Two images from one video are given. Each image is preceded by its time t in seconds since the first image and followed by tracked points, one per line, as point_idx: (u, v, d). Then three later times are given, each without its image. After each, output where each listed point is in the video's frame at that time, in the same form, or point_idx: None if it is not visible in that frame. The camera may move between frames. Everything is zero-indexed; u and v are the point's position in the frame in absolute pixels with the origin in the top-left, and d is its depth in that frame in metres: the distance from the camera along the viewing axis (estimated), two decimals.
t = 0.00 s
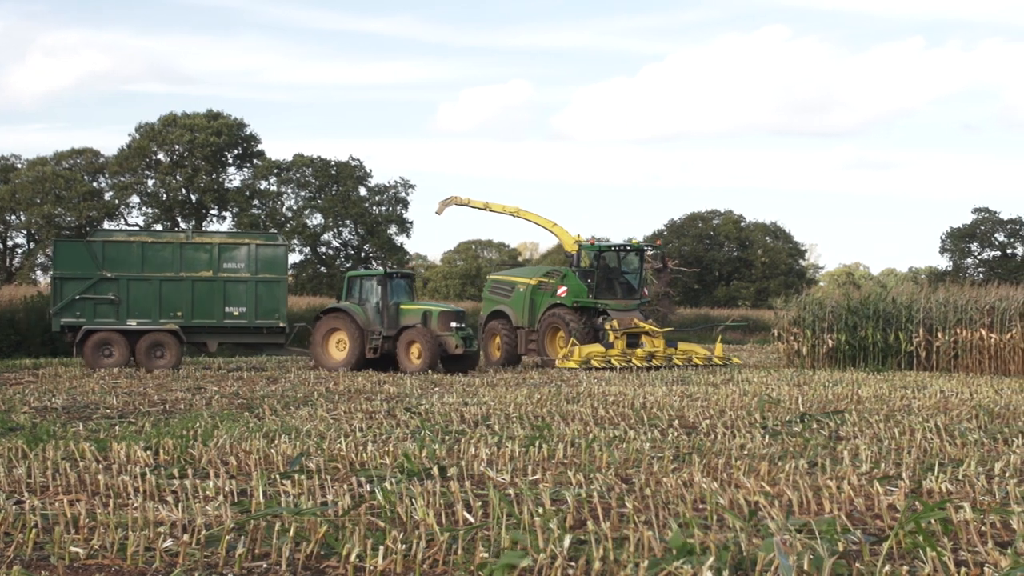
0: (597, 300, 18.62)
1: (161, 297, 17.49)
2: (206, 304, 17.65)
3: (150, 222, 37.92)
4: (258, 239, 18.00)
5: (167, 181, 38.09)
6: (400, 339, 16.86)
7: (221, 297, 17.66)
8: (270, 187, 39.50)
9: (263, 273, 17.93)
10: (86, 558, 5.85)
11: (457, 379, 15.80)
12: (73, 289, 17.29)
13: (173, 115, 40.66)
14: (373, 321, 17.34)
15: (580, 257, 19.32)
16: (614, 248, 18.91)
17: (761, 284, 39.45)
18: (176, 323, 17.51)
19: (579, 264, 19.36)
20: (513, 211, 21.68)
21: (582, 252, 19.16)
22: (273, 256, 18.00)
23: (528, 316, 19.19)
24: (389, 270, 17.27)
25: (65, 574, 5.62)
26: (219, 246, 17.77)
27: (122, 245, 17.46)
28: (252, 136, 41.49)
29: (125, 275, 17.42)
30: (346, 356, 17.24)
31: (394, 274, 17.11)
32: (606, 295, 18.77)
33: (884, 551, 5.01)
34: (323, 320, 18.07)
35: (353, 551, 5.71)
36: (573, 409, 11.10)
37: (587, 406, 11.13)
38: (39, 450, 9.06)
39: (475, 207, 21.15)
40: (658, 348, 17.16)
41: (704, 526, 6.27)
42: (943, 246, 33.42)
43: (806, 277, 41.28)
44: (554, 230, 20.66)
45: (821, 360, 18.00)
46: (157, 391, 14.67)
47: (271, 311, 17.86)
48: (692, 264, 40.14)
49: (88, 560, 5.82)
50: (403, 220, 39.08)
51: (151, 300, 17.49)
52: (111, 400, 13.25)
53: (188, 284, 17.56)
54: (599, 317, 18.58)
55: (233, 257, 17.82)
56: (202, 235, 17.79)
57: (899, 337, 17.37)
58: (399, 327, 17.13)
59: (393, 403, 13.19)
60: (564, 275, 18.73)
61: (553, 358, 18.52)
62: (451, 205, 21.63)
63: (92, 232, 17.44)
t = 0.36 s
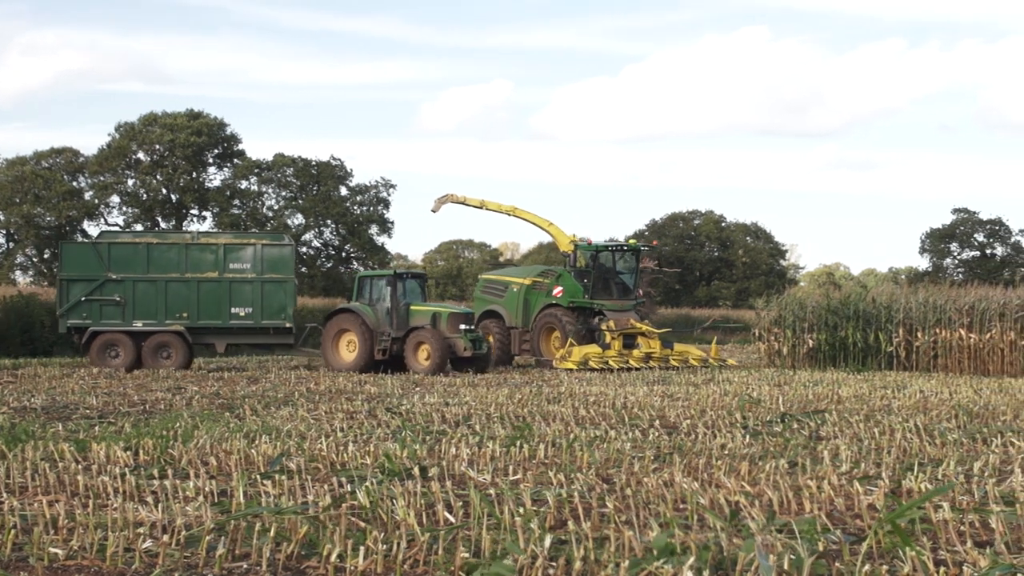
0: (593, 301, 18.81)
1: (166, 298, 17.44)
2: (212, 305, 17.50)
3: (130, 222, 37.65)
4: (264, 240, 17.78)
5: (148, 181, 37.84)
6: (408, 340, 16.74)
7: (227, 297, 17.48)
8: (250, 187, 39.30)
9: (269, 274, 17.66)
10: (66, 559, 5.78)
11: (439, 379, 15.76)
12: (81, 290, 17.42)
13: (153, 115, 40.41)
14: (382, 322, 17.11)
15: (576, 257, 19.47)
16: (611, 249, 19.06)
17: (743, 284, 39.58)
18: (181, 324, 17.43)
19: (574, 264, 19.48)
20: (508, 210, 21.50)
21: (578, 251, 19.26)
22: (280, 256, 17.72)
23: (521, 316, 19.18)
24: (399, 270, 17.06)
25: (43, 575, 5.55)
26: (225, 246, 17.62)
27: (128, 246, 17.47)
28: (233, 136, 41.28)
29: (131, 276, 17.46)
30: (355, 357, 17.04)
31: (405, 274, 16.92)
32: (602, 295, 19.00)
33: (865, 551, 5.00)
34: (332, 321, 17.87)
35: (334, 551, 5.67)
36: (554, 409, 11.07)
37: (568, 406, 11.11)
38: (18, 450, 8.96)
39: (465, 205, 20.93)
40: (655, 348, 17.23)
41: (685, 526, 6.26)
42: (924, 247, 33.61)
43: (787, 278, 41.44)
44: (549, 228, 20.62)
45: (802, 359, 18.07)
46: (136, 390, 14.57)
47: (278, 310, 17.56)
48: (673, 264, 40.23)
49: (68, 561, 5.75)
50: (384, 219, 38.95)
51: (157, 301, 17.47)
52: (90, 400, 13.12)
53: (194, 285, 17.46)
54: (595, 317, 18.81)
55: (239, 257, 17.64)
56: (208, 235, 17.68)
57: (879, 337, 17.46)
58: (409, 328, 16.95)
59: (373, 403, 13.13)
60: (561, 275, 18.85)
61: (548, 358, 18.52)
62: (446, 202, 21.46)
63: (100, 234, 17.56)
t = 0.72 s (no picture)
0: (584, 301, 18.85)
1: (168, 298, 17.34)
2: (214, 305, 17.37)
3: (105, 222, 37.29)
4: (266, 240, 17.60)
5: (123, 180, 37.50)
6: (414, 341, 16.61)
7: (229, 297, 17.34)
8: (227, 186, 39.03)
9: (271, 274, 17.48)
10: (40, 560, 5.70)
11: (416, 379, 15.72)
12: (83, 291, 17.35)
13: (128, 115, 40.07)
14: (387, 323, 16.97)
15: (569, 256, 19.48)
16: (604, 249, 19.03)
17: (719, 284, 39.72)
18: (183, 325, 17.32)
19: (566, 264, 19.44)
20: (503, 209, 21.49)
21: (570, 251, 19.26)
22: (282, 256, 17.52)
23: (511, 316, 19.13)
24: (403, 271, 16.97)
25: None
26: (227, 246, 17.47)
27: (130, 246, 17.36)
28: (209, 136, 40.98)
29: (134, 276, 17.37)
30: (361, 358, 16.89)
31: (408, 274, 16.84)
32: (594, 296, 18.98)
33: (840, 550, 5.01)
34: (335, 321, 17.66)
35: (310, 552, 5.62)
36: (530, 409, 11.05)
37: (544, 406, 11.10)
38: None
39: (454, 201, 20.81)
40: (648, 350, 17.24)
41: (662, 526, 6.25)
42: (899, 247, 33.85)
43: (763, 278, 41.64)
44: (541, 228, 20.59)
45: (778, 360, 18.15)
46: (111, 390, 14.45)
47: (280, 310, 17.39)
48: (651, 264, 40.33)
49: (42, 562, 5.66)
50: (361, 219, 38.80)
51: (160, 301, 17.37)
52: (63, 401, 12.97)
53: (195, 286, 17.33)
54: (587, 318, 18.83)
55: (240, 257, 17.47)
56: (210, 235, 17.52)
57: (854, 337, 17.56)
58: (414, 329, 16.81)
59: (349, 403, 13.07)
60: (552, 276, 18.75)
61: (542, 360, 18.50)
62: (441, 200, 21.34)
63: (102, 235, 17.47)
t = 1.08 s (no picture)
0: (582, 302, 18.97)
1: (177, 299, 17.35)
2: (222, 306, 17.28)
3: (86, 222, 37.03)
4: (274, 240, 17.39)
5: (104, 180, 37.25)
6: (429, 343, 16.54)
7: (236, 298, 17.22)
8: (208, 186, 38.84)
9: (279, 274, 17.27)
10: (20, 561, 5.64)
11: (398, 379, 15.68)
12: (94, 292, 17.53)
13: (109, 114, 39.81)
14: (400, 324, 16.84)
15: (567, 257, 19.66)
16: (602, 250, 19.22)
17: (702, 284, 39.81)
18: (192, 326, 17.31)
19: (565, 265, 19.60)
20: (503, 207, 21.45)
21: (568, 252, 19.45)
22: (290, 256, 17.29)
23: (507, 316, 19.06)
24: (417, 271, 16.86)
25: None
26: (235, 247, 17.34)
27: (140, 247, 17.43)
28: (190, 136, 40.78)
29: (143, 277, 17.43)
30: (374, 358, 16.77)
31: (422, 275, 16.74)
32: (592, 296, 19.20)
33: (822, 549, 5.00)
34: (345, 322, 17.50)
35: (292, 552, 5.58)
36: (513, 409, 11.04)
37: (526, 406, 11.08)
38: None
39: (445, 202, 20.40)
40: (647, 352, 17.18)
41: (644, 526, 6.25)
42: (880, 247, 34.03)
43: (745, 278, 41.77)
44: (541, 228, 20.50)
45: (760, 360, 18.20)
46: (93, 391, 14.35)
47: (287, 311, 17.18)
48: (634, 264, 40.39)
49: (22, 563, 5.60)
50: (344, 219, 38.68)
51: (168, 302, 17.40)
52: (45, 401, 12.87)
53: (204, 286, 17.28)
54: (585, 318, 18.88)
55: (248, 258, 17.32)
56: (219, 235, 17.43)
57: (836, 337, 17.62)
58: (428, 330, 16.72)
59: (332, 403, 13.03)
60: (551, 276, 18.82)
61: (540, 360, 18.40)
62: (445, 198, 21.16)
63: (113, 235, 17.57)
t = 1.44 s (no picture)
0: (583, 302, 18.99)
1: (189, 300, 17.24)
2: (233, 307, 17.14)
3: (69, 222, 36.76)
4: (285, 240, 17.22)
5: (86, 180, 36.98)
6: (443, 343, 16.41)
7: (247, 299, 17.07)
8: (191, 186, 38.64)
9: (289, 275, 17.08)
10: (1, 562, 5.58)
11: (382, 380, 15.63)
12: (108, 292, 17.48)
13: (92, 114, 39.55)
14: (415, 324, 16.73)
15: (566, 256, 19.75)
16: (602, 250, 19.27)
17: (685, 284, 39.88)
18: (204, 327, 17.18)
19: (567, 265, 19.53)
20: (507, 207, 21.30)
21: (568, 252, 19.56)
22: (301, 256, 17.09)
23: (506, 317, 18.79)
24: (432, 271, 16.72)
25: None
26: (247, 248, 17.20)
27: (154, 248, 17.37)
28: (173, 136, 40.56)
29: (156, 277, 17.37)
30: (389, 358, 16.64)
31: (437, 274, 16.61)
32: (593, 297, 19.30)
33: (805, 549, 5.01)
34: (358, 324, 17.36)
35: (275, 552, 5.54)
36: (496, 410, 11.01)
37: (510, 406, 11.06)
38: None
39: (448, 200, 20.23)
40: (649, 352, 17.16)
41: (627, 526, 6.24)
42: (863, 247, 34.18)
43: (728, 278, 41.88)
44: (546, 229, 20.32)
45: (743, 359, 18.20)
46: (76, 391, 14.23)
47: (298, 312, 16.98)
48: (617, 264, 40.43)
49: (3, 565, 5.54)
50: (327, 219, 38.56)
51: (181, 302, 17.29)
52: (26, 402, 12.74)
53: (215, 287, 17.16)
54: (586, 319, 18.87)
55: (259, 258, 17.17)
56: (231, 236, 17.32)
57: (819, 337, 17.69)
58: (443, 330, 16.61)
59: (315, 403, 12.97)
60: (551, 276, 18.77)
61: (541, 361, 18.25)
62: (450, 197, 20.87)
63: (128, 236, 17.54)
